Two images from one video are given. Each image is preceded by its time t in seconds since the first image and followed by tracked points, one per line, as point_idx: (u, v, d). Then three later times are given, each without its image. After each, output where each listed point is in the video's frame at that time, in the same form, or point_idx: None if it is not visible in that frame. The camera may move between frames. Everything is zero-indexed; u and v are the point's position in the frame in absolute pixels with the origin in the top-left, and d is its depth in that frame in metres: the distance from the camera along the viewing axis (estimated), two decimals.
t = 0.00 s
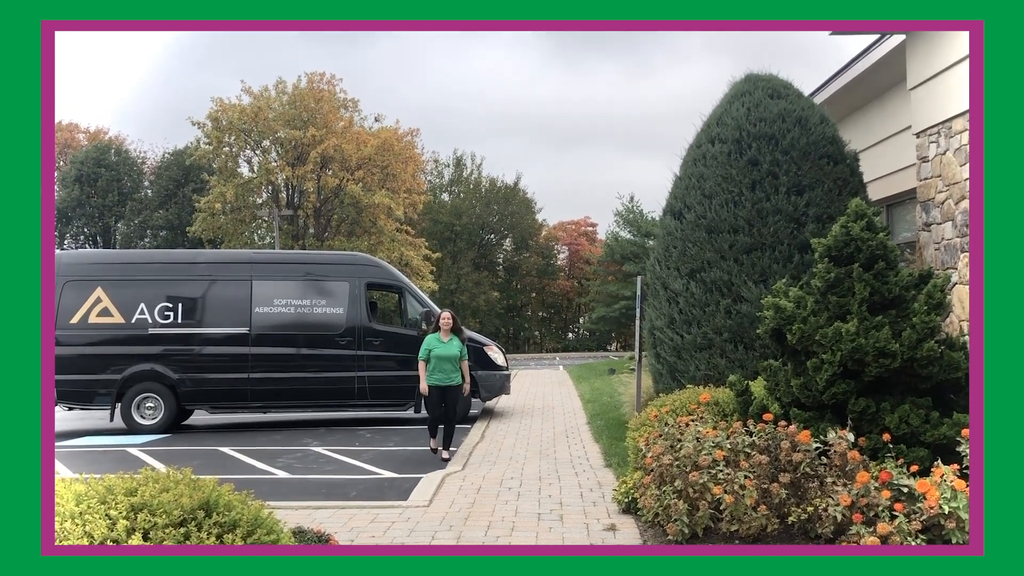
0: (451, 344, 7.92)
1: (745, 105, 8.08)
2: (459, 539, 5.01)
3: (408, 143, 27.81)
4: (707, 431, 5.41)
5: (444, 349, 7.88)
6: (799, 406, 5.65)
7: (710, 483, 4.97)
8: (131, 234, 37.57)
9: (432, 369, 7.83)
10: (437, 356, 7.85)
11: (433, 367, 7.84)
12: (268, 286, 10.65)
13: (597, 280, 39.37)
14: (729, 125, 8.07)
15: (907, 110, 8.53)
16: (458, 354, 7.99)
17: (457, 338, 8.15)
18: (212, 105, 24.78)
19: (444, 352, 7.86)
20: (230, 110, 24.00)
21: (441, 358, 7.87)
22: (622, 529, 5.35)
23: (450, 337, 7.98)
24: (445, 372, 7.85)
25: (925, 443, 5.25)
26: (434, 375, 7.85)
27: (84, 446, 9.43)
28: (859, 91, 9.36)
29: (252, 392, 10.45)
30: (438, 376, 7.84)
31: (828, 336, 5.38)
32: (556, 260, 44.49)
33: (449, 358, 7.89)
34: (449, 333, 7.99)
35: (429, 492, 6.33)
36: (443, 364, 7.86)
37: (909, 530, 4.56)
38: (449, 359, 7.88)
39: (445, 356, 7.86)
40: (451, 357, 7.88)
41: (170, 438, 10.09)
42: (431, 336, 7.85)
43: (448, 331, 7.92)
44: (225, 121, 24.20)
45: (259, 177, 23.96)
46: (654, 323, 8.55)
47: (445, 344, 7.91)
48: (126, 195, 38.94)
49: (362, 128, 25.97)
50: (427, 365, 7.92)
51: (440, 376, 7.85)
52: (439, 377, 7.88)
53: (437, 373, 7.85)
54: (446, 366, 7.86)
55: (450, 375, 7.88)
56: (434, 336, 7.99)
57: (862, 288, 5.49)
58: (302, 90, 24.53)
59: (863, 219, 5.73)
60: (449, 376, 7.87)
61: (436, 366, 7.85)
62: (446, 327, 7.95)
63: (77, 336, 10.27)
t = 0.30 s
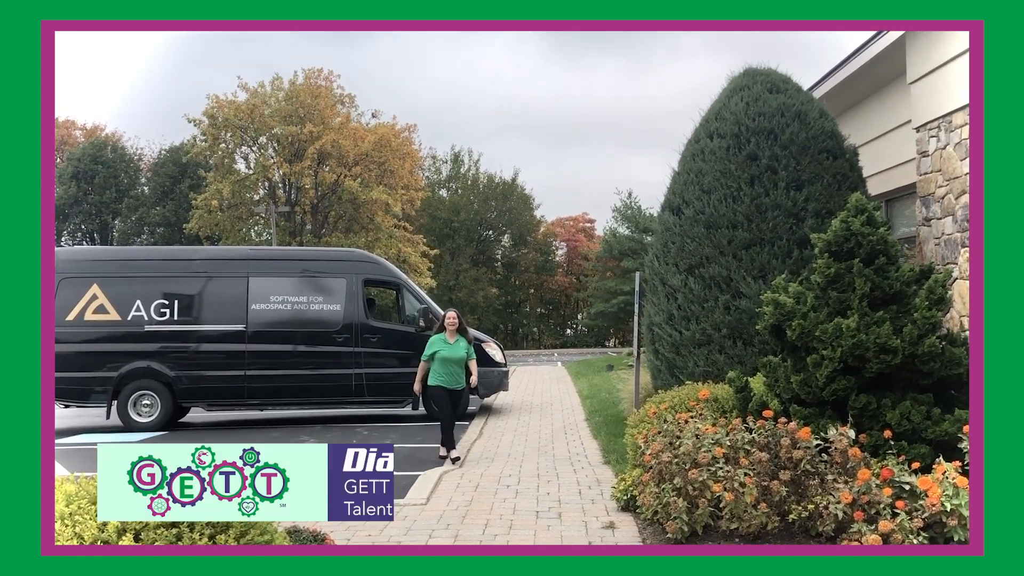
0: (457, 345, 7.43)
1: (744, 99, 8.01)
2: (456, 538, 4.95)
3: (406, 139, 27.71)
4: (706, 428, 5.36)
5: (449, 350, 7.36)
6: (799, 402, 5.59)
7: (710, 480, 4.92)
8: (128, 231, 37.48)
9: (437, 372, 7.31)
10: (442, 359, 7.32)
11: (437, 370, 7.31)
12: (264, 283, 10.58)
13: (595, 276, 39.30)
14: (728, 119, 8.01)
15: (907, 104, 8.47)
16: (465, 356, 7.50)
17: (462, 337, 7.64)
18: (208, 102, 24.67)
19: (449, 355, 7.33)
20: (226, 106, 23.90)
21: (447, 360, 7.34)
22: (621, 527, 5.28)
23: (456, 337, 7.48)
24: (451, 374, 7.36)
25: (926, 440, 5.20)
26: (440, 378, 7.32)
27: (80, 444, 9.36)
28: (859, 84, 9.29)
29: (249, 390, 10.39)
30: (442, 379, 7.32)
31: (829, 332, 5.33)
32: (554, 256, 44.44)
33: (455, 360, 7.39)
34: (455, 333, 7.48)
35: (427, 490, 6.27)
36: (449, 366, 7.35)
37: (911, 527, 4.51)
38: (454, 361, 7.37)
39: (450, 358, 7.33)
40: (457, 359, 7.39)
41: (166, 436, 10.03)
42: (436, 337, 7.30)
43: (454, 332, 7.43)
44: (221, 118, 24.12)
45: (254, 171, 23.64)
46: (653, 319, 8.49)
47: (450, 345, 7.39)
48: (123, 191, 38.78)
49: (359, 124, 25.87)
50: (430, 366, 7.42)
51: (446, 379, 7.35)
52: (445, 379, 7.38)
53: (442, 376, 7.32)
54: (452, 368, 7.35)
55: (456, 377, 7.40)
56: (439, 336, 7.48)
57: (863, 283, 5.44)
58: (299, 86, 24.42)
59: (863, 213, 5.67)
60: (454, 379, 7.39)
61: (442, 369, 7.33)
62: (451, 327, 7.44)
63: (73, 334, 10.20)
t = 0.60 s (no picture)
0: (462, 334, 6.56)
1: (745, 91, 7.95)
2: (452, 532, 4.89)
3: (403, 131, 27.60)
4: (704, 423, 5.33)
5: (454, 338, 6.48)
6: (798, 397, 5.55)
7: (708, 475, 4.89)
8: (124, 221, 37.36)
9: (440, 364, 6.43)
10: (446, 349, 6.45)
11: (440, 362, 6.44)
12: (260, 274, 10.50)
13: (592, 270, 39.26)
14: (728, 112, 7.95)
15: (908, 98, 8.41)
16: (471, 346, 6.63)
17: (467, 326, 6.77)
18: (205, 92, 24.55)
19: (453, 344, 6.46)
20: (223, 97, 23.79)
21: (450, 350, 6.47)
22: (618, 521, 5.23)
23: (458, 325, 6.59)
24: (456, 366, 6.48)
25: (926, 436, 5.17)
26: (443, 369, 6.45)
27: (74, 434, 9.31)
28: (860, 79, 9.24)
29: (244, 381, 10.33)
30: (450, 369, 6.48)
31: (828, 326, 5.29)
32: (551, 250, 44.38)
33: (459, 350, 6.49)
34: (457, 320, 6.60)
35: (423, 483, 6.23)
36: (453, 357, 6.46)
37: (909, 523, 4.53)
38: (462, 349, 6.48)
39: (457, 346, 6.45)
40: (462, 349, 6.50)
41: (161, 427, 9.97)
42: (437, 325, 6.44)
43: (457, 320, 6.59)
44: (218, 109, 24.01)
45: (251, 164, 23.64)
46: (650, 313, 8.45)
47: (454, 335, 6.50)
48: (119, 182, 38.58)
49: (357, 116, 25.76)
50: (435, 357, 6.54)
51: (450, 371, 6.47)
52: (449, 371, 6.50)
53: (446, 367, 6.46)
54: (456, 359, 6.46)
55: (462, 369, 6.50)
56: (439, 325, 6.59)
57: (864, 277, 5.40)
58: (296, 77, 24.29)
59: (864, 207, 5.62)
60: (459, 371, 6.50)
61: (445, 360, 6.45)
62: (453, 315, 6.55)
63: (68, 324, 10.14)
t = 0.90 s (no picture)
0: (467, 330, 6.35)
1: (744, 84, 7.91)
2: (450, 525, 4.89)
3: (399, 121, 27.45)
4: (703, 417, 5.32)
5: (459, 336, 6.28)
6: (796, 391, 5.54)
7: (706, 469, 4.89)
8: (117, 210, 37.15)
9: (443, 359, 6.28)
10: (449, 345, 6.27)
11: (444, 357, 6.29)
12: (255, 264, 10.43)
13: (587, 262, 39.22)
14: (727, 104, 7.91)
15: (907, 92, 8.38)
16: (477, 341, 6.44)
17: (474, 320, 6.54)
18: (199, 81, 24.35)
19: (457, 341, 6.26)
20: (217, 85, 23.60)
21: (454, 346, 6.29)
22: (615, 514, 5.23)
23: (464, 321, 6.38)
24: (459, 362, 6.32)
25: (924, 431, 5.16)
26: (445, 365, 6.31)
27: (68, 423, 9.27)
28: (859, 71, 9.19)
29: (239, 371, 10.28)
30: (449, 365, 6.33)
31: (828, 321, 5.27)
32: (546, 242, 44.33)
33: (464, 347, 6.31)
34: (464, 316, 6.37)
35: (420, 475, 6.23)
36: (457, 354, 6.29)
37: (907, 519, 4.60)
38: (465, 349, 6.30)
39: (461, 345, 6.27)
40: (466, 346, 6.32)
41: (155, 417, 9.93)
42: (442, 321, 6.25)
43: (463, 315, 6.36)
44: (212, 98, 23.83)
45: (245, 154, 23.50)
46: (648, 306, 8.43)
47: (458, 331, 6.31)
48: (113, 170, 38.33)
49: (352, 106, 25.60)
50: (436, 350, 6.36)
51: (452, 367, 6.32)
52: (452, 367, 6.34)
53: (448, 363, 6.30)
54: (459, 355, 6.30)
55: (466, 365, 6.34)
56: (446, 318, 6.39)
57: (864, 272, 5.37)
58: (291, 66, 24.09)
59: (864, 201, 5.58)
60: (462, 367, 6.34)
61: (447, 355, 6.29)
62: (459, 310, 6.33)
63: (62, 313, 10.07)
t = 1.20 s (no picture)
0: (472, 319, 6.10)
1: (742, 80, 7.86)
2: (450, 525, 4.84)
3: (391, 117, 27.32)
4: (705, 415, 5.29)
5: (461, 324, 6.04)
6: (797, 388, 5.50)
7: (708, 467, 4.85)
8: (109, 206, 36.92)
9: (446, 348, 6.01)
10: (453, 333, 6.01)
11: (448, 346, 6.02)
12: (249, 261, 10.35)
13: (580, 257, 39.18)
14: (725, 100, 7.86)
15: (904, 87, 8.37)
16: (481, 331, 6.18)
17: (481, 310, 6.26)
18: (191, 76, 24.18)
19: (461, 329, 6.02)
20: (209, 81, 23.45)
21: (458, 334, 6.03)
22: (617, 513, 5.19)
23: (470, 310, 6.12)
24: (463, 352, 6.03)
25: (927, 428, 5.13)
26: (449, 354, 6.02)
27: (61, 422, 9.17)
28: (856, 66, 9.15)
29: (233, 368, 10.20)
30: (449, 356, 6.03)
31: (830, 318, 5.23)
32: (539, 237, 44.26)
33: (468, 336, 6.04)
34: (470, 305, 6.13)
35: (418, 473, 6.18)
36: (461, 343, 6.01)
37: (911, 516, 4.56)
38: (466, 338, 6.02)
39: (461, 333, 6.00)
40: (470, 335, 6.05)
41: (150, 415, 9.85)
42: (445, 308, 6.03)
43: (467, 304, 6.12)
44: (204, 93, 23.66)
45: (237, 149, 23.35)
46: (645, 302, 8.39)
47: (462, 319, 6.07)
48: (104, 166, 38.10)
49: (345, 102, 25.48)
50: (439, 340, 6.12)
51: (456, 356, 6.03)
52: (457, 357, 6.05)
53: (453, 352, 6.01)
54: (464, 344, 6.02)
55: (471, 355, 6.05)
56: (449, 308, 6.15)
57: (865, 269, 5.33)
58: (283, 61, 23.94)
59: (866, 197, 5.53)
60: (467, 357, 6.05)
61: (451, 344, 6.01)
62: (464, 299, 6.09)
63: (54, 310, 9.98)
